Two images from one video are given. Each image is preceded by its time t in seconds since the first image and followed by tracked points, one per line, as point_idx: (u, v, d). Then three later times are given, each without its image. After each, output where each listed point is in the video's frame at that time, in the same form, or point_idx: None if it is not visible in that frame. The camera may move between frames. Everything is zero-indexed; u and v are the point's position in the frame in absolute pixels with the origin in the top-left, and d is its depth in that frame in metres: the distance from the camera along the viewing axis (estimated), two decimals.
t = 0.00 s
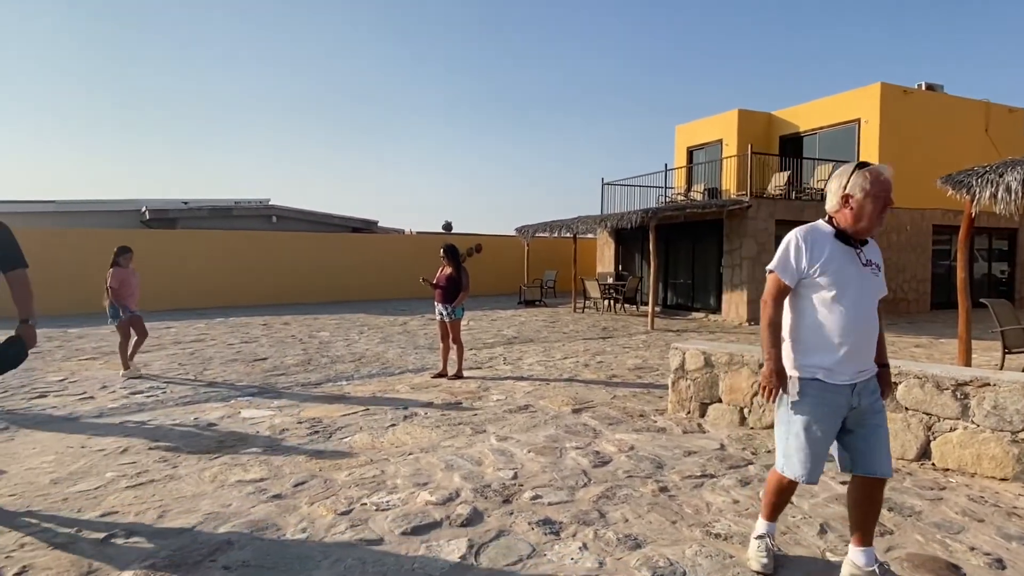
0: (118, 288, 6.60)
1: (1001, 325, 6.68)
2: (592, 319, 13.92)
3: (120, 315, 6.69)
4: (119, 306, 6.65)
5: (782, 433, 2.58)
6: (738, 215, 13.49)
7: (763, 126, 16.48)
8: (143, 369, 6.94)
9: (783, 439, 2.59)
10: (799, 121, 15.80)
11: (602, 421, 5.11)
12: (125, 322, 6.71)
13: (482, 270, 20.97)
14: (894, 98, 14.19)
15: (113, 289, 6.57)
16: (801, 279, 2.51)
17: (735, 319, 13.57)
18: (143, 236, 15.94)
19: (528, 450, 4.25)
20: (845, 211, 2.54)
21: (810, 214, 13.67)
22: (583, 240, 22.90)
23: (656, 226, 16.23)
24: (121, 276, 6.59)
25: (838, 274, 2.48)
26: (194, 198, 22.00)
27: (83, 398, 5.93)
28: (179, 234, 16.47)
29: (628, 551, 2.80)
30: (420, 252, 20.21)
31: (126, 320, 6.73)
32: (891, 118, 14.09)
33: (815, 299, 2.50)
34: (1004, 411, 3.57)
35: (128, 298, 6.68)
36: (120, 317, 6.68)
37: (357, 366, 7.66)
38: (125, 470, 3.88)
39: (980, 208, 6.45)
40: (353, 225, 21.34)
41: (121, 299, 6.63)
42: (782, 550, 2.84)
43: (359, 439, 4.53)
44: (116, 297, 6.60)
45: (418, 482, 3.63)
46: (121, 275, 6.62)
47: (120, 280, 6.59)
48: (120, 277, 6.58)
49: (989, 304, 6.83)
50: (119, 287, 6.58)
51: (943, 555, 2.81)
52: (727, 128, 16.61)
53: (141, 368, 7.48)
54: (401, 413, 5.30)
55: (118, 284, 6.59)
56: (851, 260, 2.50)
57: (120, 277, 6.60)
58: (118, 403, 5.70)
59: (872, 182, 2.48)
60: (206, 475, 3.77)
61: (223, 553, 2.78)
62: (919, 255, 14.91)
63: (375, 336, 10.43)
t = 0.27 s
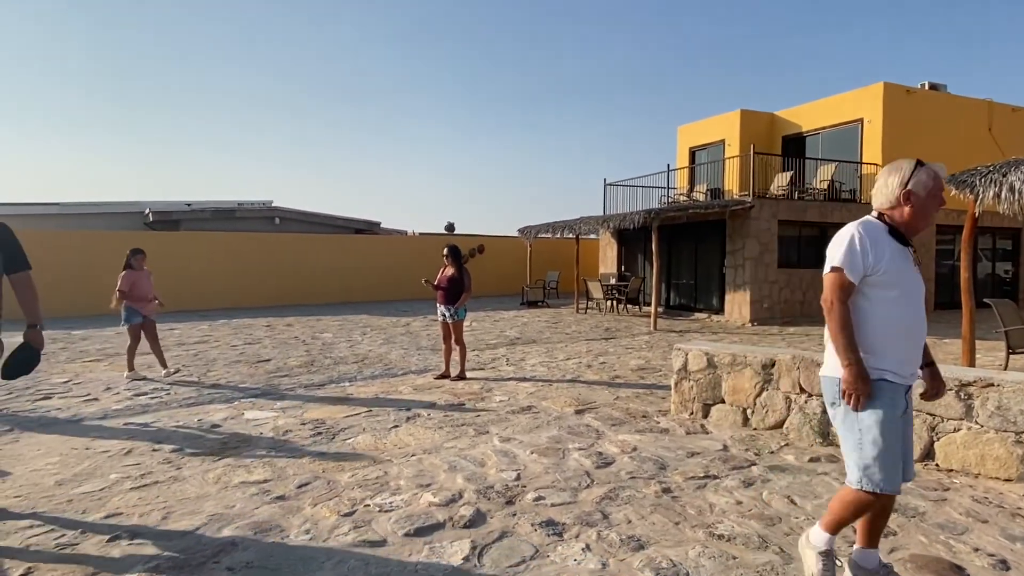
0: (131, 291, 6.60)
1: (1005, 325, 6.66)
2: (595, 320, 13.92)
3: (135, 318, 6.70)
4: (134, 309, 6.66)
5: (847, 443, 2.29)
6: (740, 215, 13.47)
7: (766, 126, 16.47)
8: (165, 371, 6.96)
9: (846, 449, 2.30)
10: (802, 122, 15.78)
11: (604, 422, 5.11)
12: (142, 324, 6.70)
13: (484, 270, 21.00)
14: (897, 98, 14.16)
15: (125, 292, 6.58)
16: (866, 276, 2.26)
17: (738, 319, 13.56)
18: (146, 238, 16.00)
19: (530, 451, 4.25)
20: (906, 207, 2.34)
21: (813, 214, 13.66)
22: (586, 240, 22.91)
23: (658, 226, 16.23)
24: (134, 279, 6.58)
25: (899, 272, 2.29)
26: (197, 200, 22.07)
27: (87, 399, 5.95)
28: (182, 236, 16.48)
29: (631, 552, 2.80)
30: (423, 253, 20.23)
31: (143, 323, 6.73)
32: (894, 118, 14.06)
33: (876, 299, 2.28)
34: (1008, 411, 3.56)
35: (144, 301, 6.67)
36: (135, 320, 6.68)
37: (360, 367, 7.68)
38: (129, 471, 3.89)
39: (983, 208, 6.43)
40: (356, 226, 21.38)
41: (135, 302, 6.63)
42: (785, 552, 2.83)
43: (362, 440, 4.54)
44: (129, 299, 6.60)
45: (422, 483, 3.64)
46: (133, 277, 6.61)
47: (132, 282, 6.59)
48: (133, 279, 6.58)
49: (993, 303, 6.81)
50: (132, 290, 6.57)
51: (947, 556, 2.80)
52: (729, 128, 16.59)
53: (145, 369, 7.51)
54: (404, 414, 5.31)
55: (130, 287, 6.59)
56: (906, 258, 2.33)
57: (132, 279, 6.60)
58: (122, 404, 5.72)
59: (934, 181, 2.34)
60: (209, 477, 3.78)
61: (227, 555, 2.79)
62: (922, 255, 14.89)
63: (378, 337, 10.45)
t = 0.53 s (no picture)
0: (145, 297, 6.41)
1: (1012, 325, 6.62)
2: (598, 321, 13.90)
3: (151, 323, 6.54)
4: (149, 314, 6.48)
5: (913, 459, 2.19)
6: (743, 216, 13.44)
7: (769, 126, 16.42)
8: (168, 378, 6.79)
9: (911, 466, 2.20)
10: (805, 122, 15.73)
11: (609, 425, 5.09)
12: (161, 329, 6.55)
13: (487, 272, 20.99)
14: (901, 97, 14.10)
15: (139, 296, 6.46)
16: (943, 284, 2.15)
17: (742, 320, 13.53)
18: (149, 241, 16.02)
19: (534, 454, 4.24)
20: (971, 211, 2.25)
21: (817, 215, 13.62)
22: (589, 241, 22.89)
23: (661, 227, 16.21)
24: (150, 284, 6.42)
25: (966, 280, 2.20)
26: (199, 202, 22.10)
27: (91, 403, 5.95)
28: (183, 239, 16.46)
29: (637, 557, 2.79)
30: (425, 255, 20.23)
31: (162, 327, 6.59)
32: (898, 118, 14.00)
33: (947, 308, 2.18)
34: (1017, 414, 3.52)
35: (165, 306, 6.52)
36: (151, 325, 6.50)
37: (364, 370, 7.67)
38: (133, 475, 3.88)
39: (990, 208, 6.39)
40: (358, 228, 21.39)
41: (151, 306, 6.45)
42: (792, 556, 2.82)
43: (366, 443, 4.53)
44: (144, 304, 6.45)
45: (426, 487, 3.62)
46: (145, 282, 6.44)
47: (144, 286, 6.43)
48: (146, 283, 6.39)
49: (1000, 304, 6.77)
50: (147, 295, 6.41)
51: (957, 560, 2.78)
52: (732, 129, 16.56)
53: (148, 373, 7.51)
54: (408, 417, 5.30)
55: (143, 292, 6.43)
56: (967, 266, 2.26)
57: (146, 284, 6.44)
58: (126, 408, 5.72)
59: (996, 187, 2.27)
60: (213, 481, 3.78)
61: (231, 560, 2.78)
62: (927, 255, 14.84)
63: (381, 340, 10.44)
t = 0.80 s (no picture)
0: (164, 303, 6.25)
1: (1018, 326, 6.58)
2: (602, 323, 13.88)
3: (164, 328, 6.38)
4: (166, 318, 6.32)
5: (1004, 481, 1.97)
6: (747, 217, 13.40)
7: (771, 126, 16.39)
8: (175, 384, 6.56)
9: (998, 488, 1.99)
10: (808, 122, 15.69)
11: (613, 427, 5.07)
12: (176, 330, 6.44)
13: (490, 274, 20.98)
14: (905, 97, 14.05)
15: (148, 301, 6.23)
16: None
17: (747, 322, 13.49)
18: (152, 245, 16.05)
19: (539, 457, 4.22)
20: None
21: (821, 215, 13.58)
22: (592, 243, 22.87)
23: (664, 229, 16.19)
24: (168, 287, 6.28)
25: None
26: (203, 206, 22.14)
27: (95, 407, 5.96)
28: (185, 243, 16.48)
29: (643, 560, 2.77)
30: (428, 257, 20.23)
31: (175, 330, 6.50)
32: (901, 117, 13.95)
33: None
34: None
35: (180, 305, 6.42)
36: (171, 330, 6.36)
37: (368, 373, 7.67)
38: (137, 479, 3.88)
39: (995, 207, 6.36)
40: (361, 230, 21.41)
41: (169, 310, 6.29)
42: (800, 559, 2.80)
43: (370, 446, 4.52)
44: (154, 308, 6.29)
45: (430, 490, 3.61)
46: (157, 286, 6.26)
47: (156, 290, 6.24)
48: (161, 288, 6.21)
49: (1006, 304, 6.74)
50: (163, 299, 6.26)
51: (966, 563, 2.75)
52: (735, 130, 16.53)
53: (153, 376, 7.52)
54: (412, 420, 5.29)
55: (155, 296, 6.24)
56: None
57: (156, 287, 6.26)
58: (130, 412, 5.72)
59: None
60: (218, 485, 3.77)
61: (236, 564, 2.78)
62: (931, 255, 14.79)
63: (385, 342, 10.44)
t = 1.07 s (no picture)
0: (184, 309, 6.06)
1: None
2: (606, 325, 13.87)
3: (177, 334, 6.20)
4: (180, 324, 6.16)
5: None
6: (751, 217, 13.37)
7: (775, 127, 16.37)
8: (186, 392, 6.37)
9: None
10: (812, 122, 15.66)
11: (619, 428, 5.06)
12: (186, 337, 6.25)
13: (494, 277, 20.98)
14: (909, 97, 14.00)
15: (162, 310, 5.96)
16: None
17: (752, 323, 13.45)
18: (157, 248, 16.09)
19: (544, 458, 4.21)
20: None
21: (826, 216, 13.54)
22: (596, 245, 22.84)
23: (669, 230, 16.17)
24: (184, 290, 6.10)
25: None
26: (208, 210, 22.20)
27: (101, 410, 5.97)
28: (191, 247, 16.54)
29: (649, 560, 2.76)
30: (432, 259, 20.23)
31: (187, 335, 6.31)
32: (906, 117, 13.90)
33: None
34: None
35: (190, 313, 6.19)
36: (188, 336, 6.20)
37: (372, 375, 7.68)
38: (143, 481, 3.89)
39: (1001, 206, 6.33)
40: (366, 234, 21.44)
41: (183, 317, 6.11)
42: (808, 559, 2.78)
43: (375, 448, 4.52)
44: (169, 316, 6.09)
45: (436, 491, 3.61)
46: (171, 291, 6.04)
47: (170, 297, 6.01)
48: (175, 295, 6.02)
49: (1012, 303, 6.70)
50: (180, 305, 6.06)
51: (975, 563, 2.73)
52: (739, 131, 16.51)
53: (158, 380, 7.53)
54: (417, 421, 5.29)
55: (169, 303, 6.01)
56: None
57: (167, 293, 6.02)
58: (136, 415, 5.73)
59: None
60: (223, 486, 3.78)
61: (242, 565, 2.78)
62: (937, 255, 14.74)
63: (389, 345, 10.44)
